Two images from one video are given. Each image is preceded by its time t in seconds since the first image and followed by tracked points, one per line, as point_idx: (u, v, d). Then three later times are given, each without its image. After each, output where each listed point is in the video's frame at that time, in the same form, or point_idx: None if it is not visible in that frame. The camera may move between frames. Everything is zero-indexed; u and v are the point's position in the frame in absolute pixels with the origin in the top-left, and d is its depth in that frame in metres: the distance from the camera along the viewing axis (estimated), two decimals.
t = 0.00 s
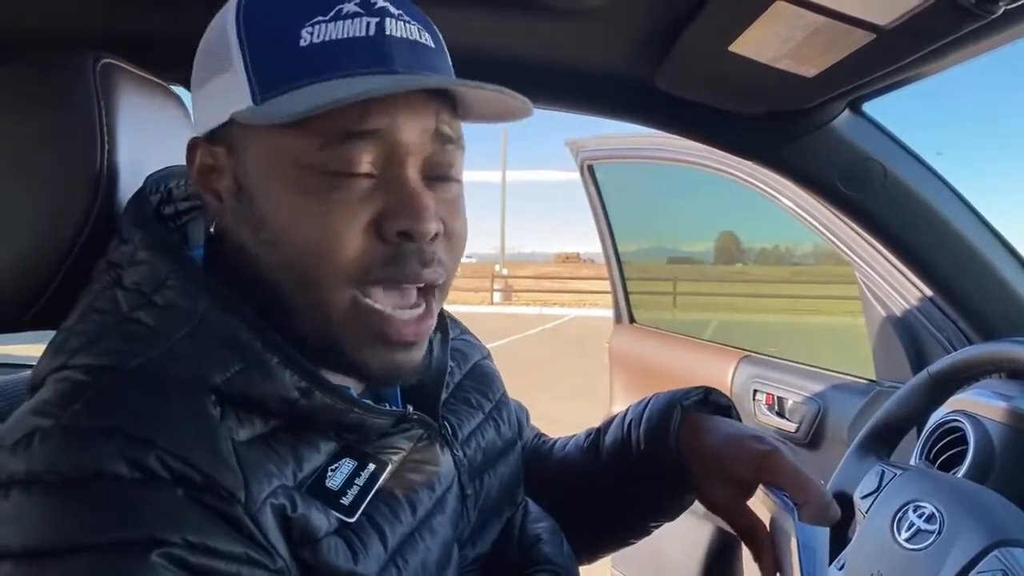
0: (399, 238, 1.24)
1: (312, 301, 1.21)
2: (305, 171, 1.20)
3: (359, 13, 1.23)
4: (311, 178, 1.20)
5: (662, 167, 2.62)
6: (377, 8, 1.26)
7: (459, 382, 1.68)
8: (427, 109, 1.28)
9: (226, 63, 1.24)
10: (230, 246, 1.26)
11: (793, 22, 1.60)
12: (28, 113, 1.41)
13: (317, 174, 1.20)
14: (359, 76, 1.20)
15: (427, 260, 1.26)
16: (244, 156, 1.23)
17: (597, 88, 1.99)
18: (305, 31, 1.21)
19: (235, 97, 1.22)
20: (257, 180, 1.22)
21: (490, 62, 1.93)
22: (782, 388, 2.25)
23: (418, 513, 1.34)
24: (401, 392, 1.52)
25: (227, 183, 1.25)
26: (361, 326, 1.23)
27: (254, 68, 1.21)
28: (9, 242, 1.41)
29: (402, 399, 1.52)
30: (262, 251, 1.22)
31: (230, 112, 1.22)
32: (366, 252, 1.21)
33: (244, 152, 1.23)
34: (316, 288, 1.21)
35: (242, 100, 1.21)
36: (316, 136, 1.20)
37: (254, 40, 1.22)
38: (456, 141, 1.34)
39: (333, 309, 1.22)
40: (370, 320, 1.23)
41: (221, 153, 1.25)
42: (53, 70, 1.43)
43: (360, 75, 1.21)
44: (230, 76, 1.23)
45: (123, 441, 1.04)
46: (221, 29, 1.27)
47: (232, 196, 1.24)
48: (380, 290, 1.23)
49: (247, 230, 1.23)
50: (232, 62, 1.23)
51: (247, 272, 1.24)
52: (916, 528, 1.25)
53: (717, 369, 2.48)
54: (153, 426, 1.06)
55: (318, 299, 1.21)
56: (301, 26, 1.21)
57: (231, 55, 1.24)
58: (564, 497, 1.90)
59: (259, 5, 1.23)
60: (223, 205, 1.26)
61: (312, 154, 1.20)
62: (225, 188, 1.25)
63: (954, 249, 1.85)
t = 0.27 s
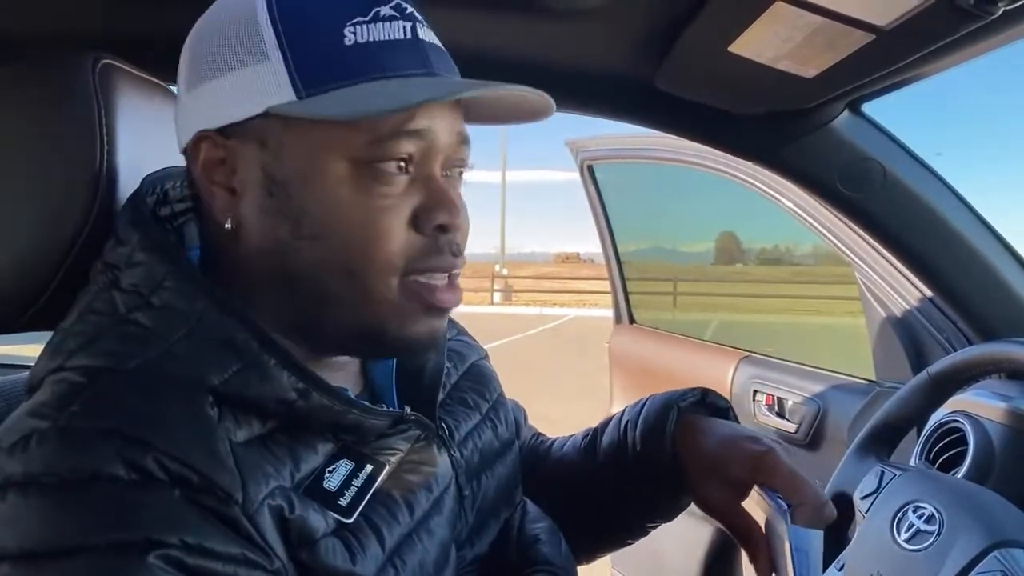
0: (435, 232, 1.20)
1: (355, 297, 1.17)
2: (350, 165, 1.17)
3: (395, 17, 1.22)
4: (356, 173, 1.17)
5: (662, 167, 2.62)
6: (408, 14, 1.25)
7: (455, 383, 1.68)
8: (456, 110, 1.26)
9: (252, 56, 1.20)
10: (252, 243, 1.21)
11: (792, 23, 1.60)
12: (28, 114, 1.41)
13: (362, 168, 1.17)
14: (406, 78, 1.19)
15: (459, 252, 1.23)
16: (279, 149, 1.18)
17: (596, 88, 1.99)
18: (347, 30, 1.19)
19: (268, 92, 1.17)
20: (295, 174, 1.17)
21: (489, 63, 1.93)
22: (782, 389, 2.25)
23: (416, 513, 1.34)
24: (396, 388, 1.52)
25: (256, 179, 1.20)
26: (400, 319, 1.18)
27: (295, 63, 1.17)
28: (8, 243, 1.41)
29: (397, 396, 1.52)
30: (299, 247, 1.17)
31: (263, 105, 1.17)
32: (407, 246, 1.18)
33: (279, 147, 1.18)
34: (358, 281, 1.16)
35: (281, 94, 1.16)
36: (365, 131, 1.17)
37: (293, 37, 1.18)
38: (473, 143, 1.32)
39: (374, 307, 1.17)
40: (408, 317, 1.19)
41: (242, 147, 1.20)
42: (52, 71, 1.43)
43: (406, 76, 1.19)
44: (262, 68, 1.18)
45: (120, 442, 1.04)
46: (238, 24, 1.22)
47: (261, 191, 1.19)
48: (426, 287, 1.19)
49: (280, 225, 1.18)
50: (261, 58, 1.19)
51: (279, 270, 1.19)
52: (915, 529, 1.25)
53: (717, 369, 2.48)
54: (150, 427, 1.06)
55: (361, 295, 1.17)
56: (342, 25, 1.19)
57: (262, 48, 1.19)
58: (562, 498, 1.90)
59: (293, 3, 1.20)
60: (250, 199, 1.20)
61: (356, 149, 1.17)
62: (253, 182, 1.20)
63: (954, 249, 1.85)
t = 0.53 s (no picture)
0: (446, 235, 1.21)
1: (370, 300, 1.18)
2: (367, 169, 1.17)
3: (410, 24, 1.23)
4: (373, 177, 1.17)
5: (662, 168, 2.62)
6: (420, 22, 1.26)
7: (457, 379, 1.69)
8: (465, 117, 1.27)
9: (267, 58, 1.19)
10: (265, 244, 1.20)
11: (791, 24, 1.60)
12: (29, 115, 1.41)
13: (379, 172, 1.17)
14: (423, 84, 1.20)
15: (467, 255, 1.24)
16: (296, 152, 1.17)
17: (596, 89, 1.99)
18: (365, 36, 1.19)
19: (284, 95, 1.16)
20: (312, 177, 1.17)
21: (489, 64, 1.94)
22: (781, 389, 2.25)
23: (419, 510, 1.34)
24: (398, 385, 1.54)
25: (270, 181, 1.19)
26: (411, 322, 1.19)
27: (313, 67, 1.17)
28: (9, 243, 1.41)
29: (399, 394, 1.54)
30: (314, 250, 1.17)
31: (280, 108, 1.16)
32: (420, 250, 1.19)
33: (295, 150, 1.17)
34: (374, 283, 1.17)
35: (299, 98, 1.16)
36: (383, 136, 1.17)
37: (310, 41, 1.18)
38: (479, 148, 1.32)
39: (389, 310, 1.18)
40: (420, 319, 1.20)
41: (256, 148, 1.19)
42: (53, 72, 1.43)
43: (424, 83, 1.20)
44: (278, 71, 1.17)
45: (121, 442, 1.04)
46: (251, 26, 1.21)
47: (277, 193, 1.18)
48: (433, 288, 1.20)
49: (296, 227, 1.18)
50: (276, 60, 1.18)
51: (293, 272, 1.19)
52: (914, 530, 1.25)
53: (717, 370, 2.48)
54: (151, 427, 1.06)
55: (375, 298, 1.18)
56: (359, 31, 1.19)
57: (278, 51, 1.18)
58: (563, 496, 1.91)
59: (309, 7, 1.20)
60: (264, 200, 1.19)
61: (373, 153, 1.17)
62: (268, 183, 1.19)
63: (954, 250, 1.85)
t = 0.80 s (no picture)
0: (452, 243, 1.21)
1: (373, 309, 1.17)
2: (372, 176, 1.17)
3: (419, 28, 1.22)
4: (378, 183, 1.17)
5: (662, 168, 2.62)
6: (430, 25, 1.25)
7: (457, 380, 1.68)
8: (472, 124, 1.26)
9: (274, 60, 1.18)
10: (269, 248, 1.20)
11: (791, 24, 1.59)
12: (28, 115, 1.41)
13: (383, 179, 1.17)
14: (431, 90, 1.20)
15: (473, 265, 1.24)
16: (302, 157, 1.17)
17: (596, 89, 1.98)
18: (373, 40, 1.19)
19: (291, 98, 1.16)
20: (317, 183, 1.17)
21: (489, 64, 1.93)
22: (781, 389, 2.25)
23: (418, 512, 1.34)
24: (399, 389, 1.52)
25: (275, 185, 1.19)
26: (412, 342, 1.19)
27: (319, 70, 1.17)
28: (8, 243, 1.41)
29: (398, 396, 1.51)
30: (318, 255, 1.17)
31: (286, 110, 1.16)
32: (425, 258, 1.19)
33: (300, 154, 1.17)
34: (378, 290, 1.17)
35: (305, 100, 1.16)
36: (389, 142, 1.17)
37: (318, 44, 1.17)
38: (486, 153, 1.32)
39: (394, 318, 1.18)
40: (424, 328, 1.19)
41: (261, 151, 1.19)
42: (52, 72, 1.43)
43: (431, 89, 1.20)
44: (284, 74, 1.17)
45: (119, 444, 1.04)
46: (259, 27, 1.20)
47: (282, 197, 1.18)
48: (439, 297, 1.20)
49: (300, 232, 1.17)
50: (284, 63, 1.17)
51: (297, 276, 1.19)
52: (915, 531, 1.25)
53: (717, 370, 2.48)
54: (148, 429, 1.06)
55: (378, 305, 1.17)
56: (368, 34, 1.19)
57: (283, 53, 1.18)
58: (563, 494, 1.91)
59: (318, 9, 1.19)
60: (268, 203, 1.19)
61: (378, 159, 1.17)
62: (273, 188, 1.19)
63: (954, 250, 1.85)
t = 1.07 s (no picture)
0: (456, 250, 1.20)
1: (375, 312, 1.17)
2: (374, 180, 1.16)
3: (429, 32, 1.22)
4: (381, 186, 1.16)
5: (662, 168, 2.62)
6: (440, 30, 1.25)
7: (458, 381, 1.68)
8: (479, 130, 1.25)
9: (282, 62, 1.18)
10: (271, 249, 1.19)
11: (793, 23, 1.59)
12: (27, 116, 1.41)
13: (385, 183, 1.16)
14: (439, 95, 1.18)
15: (478, 273, 1.23)
16: (305, 159, 1.17)
17: (597, 88, 1.98)
18: (381, 43, 1.18)
19: (297, 99, 1.16)
20: (320, 186, 1.16)
21: (489, 64, 1.93)
22: (782, 390, 2.25)
23: (419, 513, 1.34)
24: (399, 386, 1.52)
25: (278, 186, 1.18)
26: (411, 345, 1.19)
27: (325, 73, 1.16)
28: (8, 243, 1.41)
29: (400, 395, 1.52)
30: (320, 258, 1.16)
31: (290, 111, 1.15)
32: (429, 265, 1.18)
33: (304, 155, 1.17)
34: (380, 296, 1.16)
35: (310, 102, 1.15)
36: (393, 148, 1.16)
37: (326, 46, 1.18)
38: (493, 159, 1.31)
39: (396, 322, 1.17)
40: (425, 330, 1.19)
41: (264, 152, 1.19)
42: (51, 71, 1.43)
43: (439, 94, 1.19)
44: (290, 75, 1.17)
45: (120, 444, 1.04)
46: (268, 28, 1.21)
47: (285, 200, 1.17)
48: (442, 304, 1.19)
49: (302, 234, 1.17)
50: (292, 64, 1.18)
51: (300, 278, 1.18)
52: (916, 531, 1.25)
53: (717, 370, 2.48)
54: (150, 429, 1.06)
55: (381, 309, 1.17)
56: (376, 37, 1.18)
57: (291, 55, 1.18)
58: (563, 495, 1.90)
59: (327, 11, 1.19)
60: (271, 205, 1.19)
61: (382, 163, 1.16)
62: (276, 191, 1.18)
63: (954, 250, 1.85)
